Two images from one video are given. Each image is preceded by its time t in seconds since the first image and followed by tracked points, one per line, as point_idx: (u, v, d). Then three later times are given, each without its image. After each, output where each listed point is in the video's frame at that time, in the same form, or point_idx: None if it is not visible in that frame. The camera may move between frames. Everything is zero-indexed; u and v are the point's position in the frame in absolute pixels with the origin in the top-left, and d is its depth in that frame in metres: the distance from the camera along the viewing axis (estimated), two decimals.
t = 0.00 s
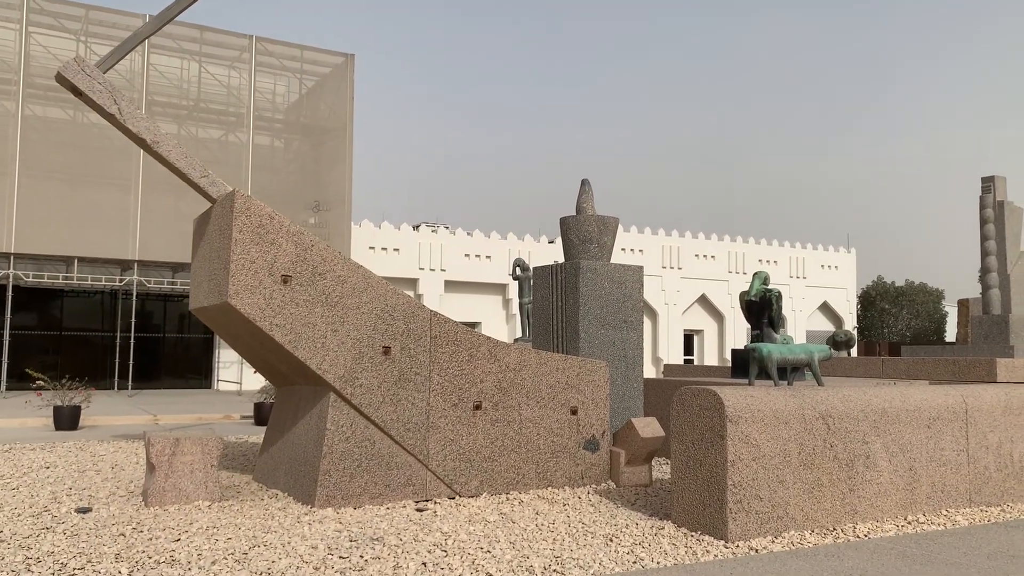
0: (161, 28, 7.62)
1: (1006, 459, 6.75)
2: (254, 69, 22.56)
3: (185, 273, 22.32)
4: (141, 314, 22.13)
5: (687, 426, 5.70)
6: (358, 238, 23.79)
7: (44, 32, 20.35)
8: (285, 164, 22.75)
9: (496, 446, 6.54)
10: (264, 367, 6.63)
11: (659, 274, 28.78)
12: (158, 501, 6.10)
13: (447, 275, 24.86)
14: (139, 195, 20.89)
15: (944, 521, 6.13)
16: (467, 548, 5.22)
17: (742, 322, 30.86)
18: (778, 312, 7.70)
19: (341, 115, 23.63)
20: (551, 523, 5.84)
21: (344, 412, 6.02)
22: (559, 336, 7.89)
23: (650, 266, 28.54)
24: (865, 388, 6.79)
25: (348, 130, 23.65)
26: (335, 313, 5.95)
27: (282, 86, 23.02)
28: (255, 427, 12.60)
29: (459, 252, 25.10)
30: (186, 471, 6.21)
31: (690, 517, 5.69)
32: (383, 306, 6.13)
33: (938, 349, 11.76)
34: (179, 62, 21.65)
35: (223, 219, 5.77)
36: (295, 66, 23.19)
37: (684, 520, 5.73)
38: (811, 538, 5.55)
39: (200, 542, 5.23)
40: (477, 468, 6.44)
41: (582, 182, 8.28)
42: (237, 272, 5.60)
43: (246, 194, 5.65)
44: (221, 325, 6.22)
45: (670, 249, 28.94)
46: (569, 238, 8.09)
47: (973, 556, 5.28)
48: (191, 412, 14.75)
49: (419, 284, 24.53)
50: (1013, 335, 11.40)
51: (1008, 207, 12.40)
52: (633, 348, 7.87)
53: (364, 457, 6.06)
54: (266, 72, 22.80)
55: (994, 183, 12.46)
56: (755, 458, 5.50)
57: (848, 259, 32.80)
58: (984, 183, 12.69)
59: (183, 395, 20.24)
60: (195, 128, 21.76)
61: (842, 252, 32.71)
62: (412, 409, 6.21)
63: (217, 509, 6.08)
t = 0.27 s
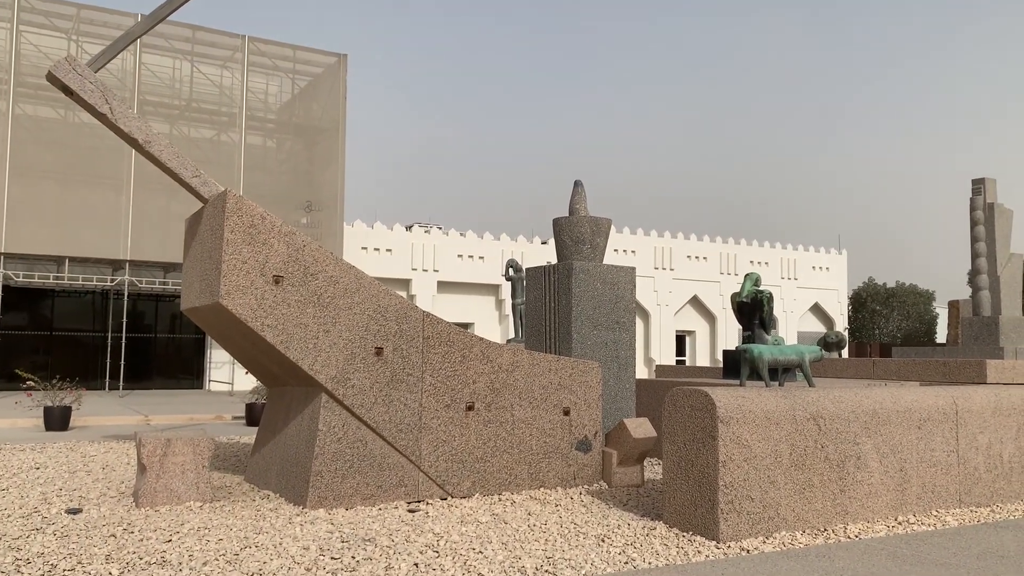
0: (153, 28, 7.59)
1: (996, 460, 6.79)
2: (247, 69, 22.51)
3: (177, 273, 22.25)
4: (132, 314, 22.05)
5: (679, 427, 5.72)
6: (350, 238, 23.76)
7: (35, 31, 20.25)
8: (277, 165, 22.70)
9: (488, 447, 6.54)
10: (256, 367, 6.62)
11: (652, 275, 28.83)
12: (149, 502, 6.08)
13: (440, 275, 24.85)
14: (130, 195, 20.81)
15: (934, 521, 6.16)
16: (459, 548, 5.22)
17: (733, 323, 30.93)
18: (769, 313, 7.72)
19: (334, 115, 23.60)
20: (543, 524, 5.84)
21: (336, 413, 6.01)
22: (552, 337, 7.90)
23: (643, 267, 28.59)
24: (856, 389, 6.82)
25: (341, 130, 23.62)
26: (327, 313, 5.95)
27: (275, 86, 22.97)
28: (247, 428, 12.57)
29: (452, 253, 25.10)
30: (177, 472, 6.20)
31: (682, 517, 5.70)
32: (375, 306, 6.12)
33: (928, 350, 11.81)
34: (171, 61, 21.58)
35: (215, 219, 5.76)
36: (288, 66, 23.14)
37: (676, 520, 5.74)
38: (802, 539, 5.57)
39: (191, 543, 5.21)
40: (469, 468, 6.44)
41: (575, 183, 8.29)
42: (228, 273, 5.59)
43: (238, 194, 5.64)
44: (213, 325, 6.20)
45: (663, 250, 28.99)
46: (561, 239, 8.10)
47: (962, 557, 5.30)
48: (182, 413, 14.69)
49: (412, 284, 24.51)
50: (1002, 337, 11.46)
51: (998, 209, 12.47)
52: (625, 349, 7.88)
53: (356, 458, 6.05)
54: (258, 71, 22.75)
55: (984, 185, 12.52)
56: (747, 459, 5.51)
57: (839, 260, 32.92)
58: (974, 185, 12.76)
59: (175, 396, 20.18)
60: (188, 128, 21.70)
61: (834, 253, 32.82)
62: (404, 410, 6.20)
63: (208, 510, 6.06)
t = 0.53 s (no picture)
0: (151, 28, 7.59)
1: (995, 460, 6.79)
2: (245, 70, 22.50)
3: (175, 274, 22.23)
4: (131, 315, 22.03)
5: (678, 428, 5.72)
6: (348, 239, 23.76)
7: (32, 32, 20.23)
8: (276, 165, 22.70)
9: (487, 448, 6.54)
10: (254, 368, 6.61)
11: (650, 276, 28.84)
12: (148, 504, 6.07)
13: (439, 276, 24.85)
14: (129, 196, 20.79)
15: (932, 522, 6.17)
16: (458, 550, 5.22)
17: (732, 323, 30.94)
18: (768, 314, 7.73)
19: (333, 116, 23.59)
20: (542, 525, 5.84)
21: (335, 414, 6.00)
22: (550, 338, 7.90)
23: (641, 267, 28.60)
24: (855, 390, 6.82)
25: (340, 131, 23.61)
26: (326, 314, 5.94)
27: (273, 87, 22.96)
28: (246, 429, 12.57)
29: (451, 254, 25.10)
30: (176, 473, 6.19)
31: (681, 518, 5.70)
32: (374, 308, 6.12)
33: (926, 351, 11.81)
34: (170, 62, 21.56)
35: (214, 220, 5.75)
36: (286, 66, 23.13)
37: (675, 521, 5.74)
38: (801, 540, 5.57)
39: (190, 544, 5.21)
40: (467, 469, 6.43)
41: (574, 184, 8.29)
42: (227, 274, 5.58)
43: (237, 196, 5.64)
44: (212, 327, 6.20)
45: (661, 250, 29.00)
46: (560, 240, 8.10)
47: (961, 557, 5.30)
48: (181, 414, 14.67)
49: (410, 285, 24.50)
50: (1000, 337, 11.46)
51: (997, 210, 12.48)
52: (624, 350, 7.88)
53: (354, 459, 6.04)
54: (256, 72, 22.73)
55: (982, 186, 12.54)
56: (746, 460, 5.51)
57: (837, 260, 32.94)
58: (972, 185, 12.77)
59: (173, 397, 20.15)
60: (186, 129, 21.69)
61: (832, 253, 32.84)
62: (402, 411, 6.20)
63: (207, 511, 6.06)
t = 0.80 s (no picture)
0: (161, 32, 7.62)
1: (1008, 461, 6.75)
2: (255, 73, 22.58)
3: (186, 277, 22.32)
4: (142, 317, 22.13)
5: (689, 429, 5.70)
6: (358, 241, 23.80)
7: (44, 37, 20.35)
8: (285, 169, 22.77)
9: (497, 449, 6.53)
10: (265, 371, 6.63)
11: (660, 277, 28.79)
12: (160, 506, 6.09)
13: (448, 278, 24.88)
14: (139, 200, 20.88)
15: (946, 523, 6.13)
16: (469, 552, 5.22)
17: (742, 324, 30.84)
18: (779, 315, 7.70)
19: (342, 119, 23.66)
20: (553, 527, 5.83)
21: (346, 416, 6.02)
22: (560, 340, 7.89)
23: (651, 268, 28.55)
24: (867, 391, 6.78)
25: (349, 134, 23.68)
26: (336, 316, 5.96)
27: (283, 90, 23.03)
28: (257, 431, 12.60)
29: (460, 256, 25.12)
30: (188, 476, 6.21)
31: (692, 520, 5.68)
32: (384, 310, 6.13)
33: (939, 351, 11.75)
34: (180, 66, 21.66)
35: (225, 223, 5.77)
36: (296, 70, 23.19)
37: (686, 523, 5.73)
38: (813, 541, 5.55)
39: (202, 546, 5.23)
40: (478, 471, 6.44)
41: (583, 185, 8.29)
42: (238, 277, 5.60)
43: (247, 199, 5.65)
44: (223, 329, 6.22)
45: (671, 252, 28.95)
46: (569, 241, 8.10)
47: (975, 559, 5.26)
48: (192, 417, 14.72)
49: (420, 287, 24.53)
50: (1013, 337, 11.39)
51: (1009, 208, 12.40)
52: (634, 352, 7.87)
53: (365, 461, 6.05)
54: (266, 75, 22.80)
55: (994, 184, 12.48)
56: (757, 461, 5.49)
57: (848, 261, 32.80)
58: (984, 185, 12.70)
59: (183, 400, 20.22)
60: (196, 132, 21.77)
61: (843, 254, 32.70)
62: (413, 412, 6.21)
63: (219, 513, 6.08)
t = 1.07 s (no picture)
0: (175, 37, 7.66)
1: None
2: (267, 76, 22.67)
3: (199, 279, 22.44)
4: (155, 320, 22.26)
5: (702, 432, 5.68)
6: (370, 244, 23.85)
7: (58, 42, 20.51)
8: (298, 171, 22.87)
9: (509, 452, 6.54)
10: (278, 373, 6.66)
11: (672, 278, 28.72)
12: (174, 508, 6.13)
13: (460, 280, 24.91)
14: (153, 203, 21.01)
15: (961, 526, 6.09)
16: (482, 554, 5.23)
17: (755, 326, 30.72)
18: (792, 317, 7.67)
19: (354, 122, 23.73)
20: (565, 530, 5.83)
21: (358, 418, 6.03)
22: (572, 342, 7.88)
23: (663, 270, 28.49)
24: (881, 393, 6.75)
25: (361, 137, 23.75)
26: (349, 319, 5.97)
27: (295, 93, 23.11)
28: (270, 433, 12.64)
29: (472, 258, 25.15)
30: (201, 478, 6.24)
31: (705, 523, 5.67)
32: (396, 312, 6.14)
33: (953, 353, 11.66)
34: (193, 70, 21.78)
35: (238, 226, 5.80)
36: (308, 73, 23.27)
37: (699, 525, 5.71)
38: (827, 544, 5.52)
39: (216, 548, 5.25)
40: (490, 473, 6.44)
41: (595, 187, 8.28)
42: (251, 280, 5.63)
43: (261, 202, 5.68)
44: (236, 332, 6.25)
45: (682, 253, 28.88)
46: (581, 243, 8.09)
47: (991, 563, 5.23)
48: (205, 419, 14.79)
49: (431, 289, 24.56)
50: None
51: None
52: (646, 354, 7.85)
53: (378, 463, 6.06)
54: (278, 79, 22.90)
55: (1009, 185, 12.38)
56: (771, 464, 5.47)
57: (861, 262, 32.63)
58: (999, 185, 12.60)
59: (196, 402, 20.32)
60: (209, 135, 21.88)
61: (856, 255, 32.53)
62: (425, 415, 6.22)
63: (232, 515, 6.10)
